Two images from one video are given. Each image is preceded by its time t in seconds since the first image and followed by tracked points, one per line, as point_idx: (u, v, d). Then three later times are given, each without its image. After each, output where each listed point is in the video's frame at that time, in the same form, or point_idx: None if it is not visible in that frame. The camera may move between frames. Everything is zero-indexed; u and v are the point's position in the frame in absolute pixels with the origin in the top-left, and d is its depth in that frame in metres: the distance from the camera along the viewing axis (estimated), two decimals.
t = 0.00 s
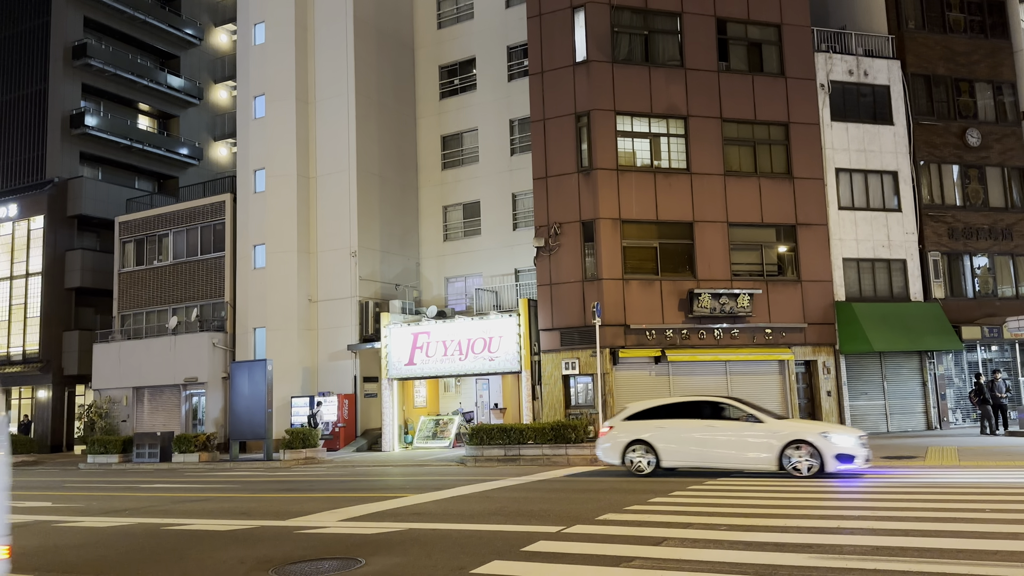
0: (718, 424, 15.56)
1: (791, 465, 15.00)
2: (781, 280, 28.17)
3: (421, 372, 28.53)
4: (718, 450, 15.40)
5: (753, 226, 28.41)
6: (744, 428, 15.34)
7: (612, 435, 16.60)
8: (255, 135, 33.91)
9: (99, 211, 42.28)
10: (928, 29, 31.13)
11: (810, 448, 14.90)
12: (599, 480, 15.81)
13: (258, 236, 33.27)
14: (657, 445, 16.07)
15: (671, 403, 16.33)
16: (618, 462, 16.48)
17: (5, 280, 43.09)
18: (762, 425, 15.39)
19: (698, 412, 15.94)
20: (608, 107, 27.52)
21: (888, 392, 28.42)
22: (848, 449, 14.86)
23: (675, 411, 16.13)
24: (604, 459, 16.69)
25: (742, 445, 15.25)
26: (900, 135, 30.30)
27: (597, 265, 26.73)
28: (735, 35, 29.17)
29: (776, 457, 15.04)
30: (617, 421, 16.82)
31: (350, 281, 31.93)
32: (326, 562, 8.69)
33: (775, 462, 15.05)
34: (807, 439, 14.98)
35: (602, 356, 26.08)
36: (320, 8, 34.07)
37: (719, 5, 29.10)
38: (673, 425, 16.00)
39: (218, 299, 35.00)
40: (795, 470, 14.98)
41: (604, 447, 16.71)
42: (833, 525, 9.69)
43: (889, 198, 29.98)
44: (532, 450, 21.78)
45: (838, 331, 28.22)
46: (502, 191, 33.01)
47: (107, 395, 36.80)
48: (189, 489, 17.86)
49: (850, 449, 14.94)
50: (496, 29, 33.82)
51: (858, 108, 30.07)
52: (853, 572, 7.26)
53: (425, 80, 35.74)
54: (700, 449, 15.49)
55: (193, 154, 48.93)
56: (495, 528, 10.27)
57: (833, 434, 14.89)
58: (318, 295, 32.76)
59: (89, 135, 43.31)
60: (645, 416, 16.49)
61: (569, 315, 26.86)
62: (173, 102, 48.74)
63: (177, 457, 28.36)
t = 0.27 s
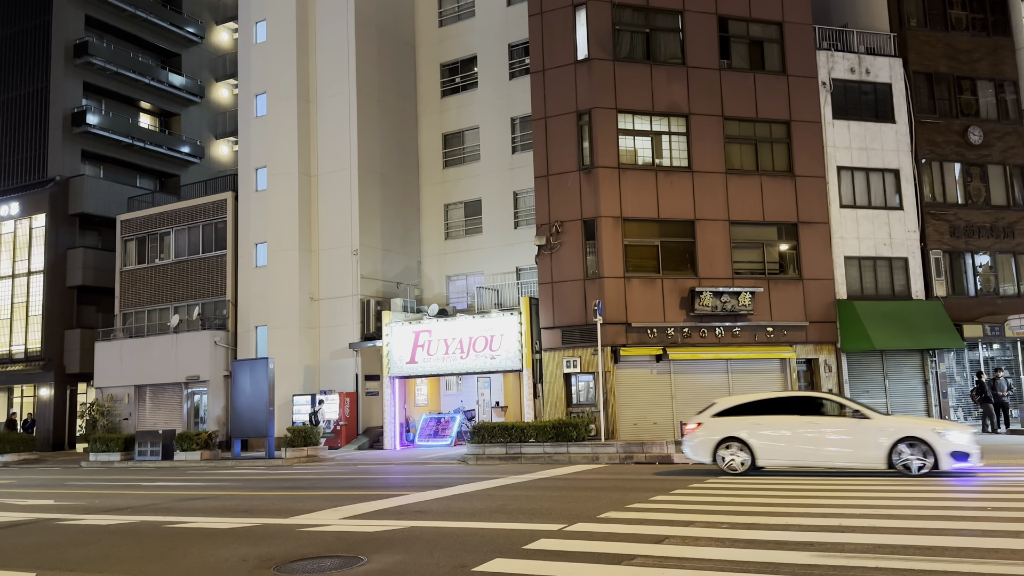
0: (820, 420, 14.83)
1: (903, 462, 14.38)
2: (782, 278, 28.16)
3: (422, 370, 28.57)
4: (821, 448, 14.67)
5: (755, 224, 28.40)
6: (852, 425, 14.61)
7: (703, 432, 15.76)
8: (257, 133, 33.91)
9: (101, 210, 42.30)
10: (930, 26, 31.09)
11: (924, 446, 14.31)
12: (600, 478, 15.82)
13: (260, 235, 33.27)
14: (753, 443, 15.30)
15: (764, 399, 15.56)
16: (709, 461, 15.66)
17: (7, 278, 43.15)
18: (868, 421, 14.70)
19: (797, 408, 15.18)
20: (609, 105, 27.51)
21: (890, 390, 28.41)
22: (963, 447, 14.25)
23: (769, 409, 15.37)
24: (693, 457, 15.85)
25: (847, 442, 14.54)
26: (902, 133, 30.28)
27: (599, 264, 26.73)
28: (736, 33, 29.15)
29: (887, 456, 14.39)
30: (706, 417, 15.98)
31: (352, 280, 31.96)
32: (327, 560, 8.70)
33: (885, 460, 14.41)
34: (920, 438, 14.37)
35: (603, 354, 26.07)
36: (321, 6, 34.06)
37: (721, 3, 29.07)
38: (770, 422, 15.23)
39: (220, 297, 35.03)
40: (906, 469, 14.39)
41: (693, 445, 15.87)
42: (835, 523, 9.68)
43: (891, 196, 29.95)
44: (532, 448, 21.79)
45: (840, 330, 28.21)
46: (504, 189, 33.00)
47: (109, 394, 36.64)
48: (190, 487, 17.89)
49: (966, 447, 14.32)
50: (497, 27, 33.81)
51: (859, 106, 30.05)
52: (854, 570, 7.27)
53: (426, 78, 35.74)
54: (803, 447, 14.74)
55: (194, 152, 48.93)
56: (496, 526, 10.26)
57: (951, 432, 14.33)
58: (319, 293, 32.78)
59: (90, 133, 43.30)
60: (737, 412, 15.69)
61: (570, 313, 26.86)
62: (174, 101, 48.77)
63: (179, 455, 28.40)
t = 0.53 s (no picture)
0: (922, 416, 14.69)
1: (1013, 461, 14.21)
2: (784, 277, 28.14)
3: (423, 369, 28.59)
4: (921, 444, 14.54)
5: (756, 223, 28.37)
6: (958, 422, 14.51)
7: (796, 429, 15.69)
8: (258, 132, 33.92)
9: (102, 208, 42.33)
10: (932, 25, 31.06)
11: None
12: (602, 477, 15.82)
13: (261, 233, 33.29)
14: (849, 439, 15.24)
15: (857, 395, 15.50)
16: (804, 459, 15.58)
17: (8, 277, 43.19)
18: (976, 417, 14.56)
19: (894, 404, 15.09)
20: (611, 103, 27.50)
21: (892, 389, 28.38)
22: None
23: (868, 405, 15.24)
24: (785, 455, 15.78)
25: (949, 437, 14.39)
26: (904, 131, 30.25)
27: (600, 262, 26.73)
28: (738, 31, 29.12)
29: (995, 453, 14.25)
30: (798, 415, 15.95)
31: (353, 278, 31.97)
32: (329, 558, 8.70)
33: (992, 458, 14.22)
34: None
35: (605, 352, 26.07)
36: (323, 5, 34.06)
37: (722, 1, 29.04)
38: (868, 418, 15.12)
39: (222, 296, 35.05)
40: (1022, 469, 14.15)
41: (786, 442, 15.81)
42: (837, 521, 9.69)
43: (893, 195, 29.91)
44: (533, 447, 21.79)
45: (841, 328, 28.20)
46: (505, 187, 32.99)
47: (111, 392, 36.90)
48: (191, 485, 17.90)
49: None
50: (499, 26, 33.80)
51: (861, 104, 30.02)
52: (857, 569, 7.26)
53: (428, 76, 35.75)
54: (905, 442, 14.59)
55: (196, 151, 48.89)
56: (498, 525, 10.27)
57: None
58: (321, 292, 32.79)
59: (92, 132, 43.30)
60: (831, 409, 15.58)
61: (572, 311, 26.85)
62: (176, 100, 48.81)
63: (180, 454, 28.43)
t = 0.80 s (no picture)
0: None
1: None
2: (786, 275, 28.12)
3: (425, 367, 28.60)
4: None
5: (758, 221, 28.35)
6: None
7: (886, 427, 14.76)
8: (260, 131, 33.94)
9: (104, 207, 42.37)
10: (934, 23, 31.01)
11: None
12: (604, 475, 15.82)
13: (263, 232, 33.32)
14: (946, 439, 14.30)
15: (953, 391, 14.57)
16: (895, 459, 14.67)
17: (11, 275, 43.26)
18: None
19: (994, 400, 14.21)
20: (612, 102, 27.49)
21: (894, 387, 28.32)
22: None
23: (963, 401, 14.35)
24: (876, 455, 14.90)
25: None
26: (905, 130, 30.21)
27: (602, 261, 26.73)
28: (740, 29, 29.09)
29: None
30: (887, 411, 15.00)
31: (354, 277, 31.97)
32: (331, 556, 8.69)
33: None
34: None
35: (606, 351, 26.09)
36: (324, 3, 34.06)
37: None
38: (966, 415, 14.24)
39: (223, 295, 35.06)
40: None
41: (874, 441, 14.91)
42: (839, 520, 9.68)
43: (894, 193, 29.86)
44: (535, 445, 21.78)
45: (843, 327, 28.17)
46: (506, 186, 32.97)
47: (113, 390, 36.91)
48: (194, 483, 17.93)
49: None
50: (500, 24, 33.78)
51: (863, 103, 29.99)
52: (859, 568, 7.24)
53: (429, 75, 35.75)
54: (1013, 440, 13.76)
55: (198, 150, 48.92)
56: (499, 523, 10.27)
57: None
58: (322, 290, 32.80)
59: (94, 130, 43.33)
60: (924, 404, 14.66)
61: (574, 310, 26.86)
62: (177, 99, 48.87)
63: (182, 452, 28.46)
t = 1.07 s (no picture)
0: None
1: None
2: (788, 274, 28.09)
3: (426, 366, 28.60)
4: None
5: (759, 220, 28.33)
6: None
7: (971, 425, 14.12)
8: (261, 130, 33.95)
9: (106, 206, 42.41)
10: (936, 21, 30.98)
11: None
12: (606, 474, 15.81)
13: (265, 231, 33.35)
14: None
15: None
16: (985, 458, 14.01)
17: (13, 274, 43.29)
18: None
19: None
20: (614, 101, 27.48)
21: (895, 386, 28.29)
22: None
23: None
24: (963, 454, 14.25)
25: None
26: (907, 128, 30.17)
27: (603, 260, 26.72)
28: (741, 28, 29.07)
29: None
30: (973, 408, 14.34)
31: (356, 276, 31.98)
32: (333, 555, 8.70)
33: None
34: None
35: (608, 350, 26.12)
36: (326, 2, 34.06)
37: None
38: None
39: (225, 294, 35.07)
40: None
41: (961, 440, 14.26)
42: (841, 519, 9.66)
43: (897, 192, 29.82)
44: (537, 444, 21.77)
45: (845, 326, 28.15)
46: (508, 185, 32.97)
47: (115, 389, 36.92)
48: (196, 482, 17.95)
49: None
50: (501, 23, 33.77)
51: (865, 102, 29.97)
52: (862, 566, 7.23)
53: (431, 74, 35.76)
54: None
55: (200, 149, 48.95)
56: (501, 522, 10.26)
57: None
58: (324, 289, 32.80)
59: (96, 129, 43.36)
60: (1015, 399, 13.96)
61: (575, 309, 26.87)
62: (179, 98, 48.89)
63: (184, 451, 28.49)
